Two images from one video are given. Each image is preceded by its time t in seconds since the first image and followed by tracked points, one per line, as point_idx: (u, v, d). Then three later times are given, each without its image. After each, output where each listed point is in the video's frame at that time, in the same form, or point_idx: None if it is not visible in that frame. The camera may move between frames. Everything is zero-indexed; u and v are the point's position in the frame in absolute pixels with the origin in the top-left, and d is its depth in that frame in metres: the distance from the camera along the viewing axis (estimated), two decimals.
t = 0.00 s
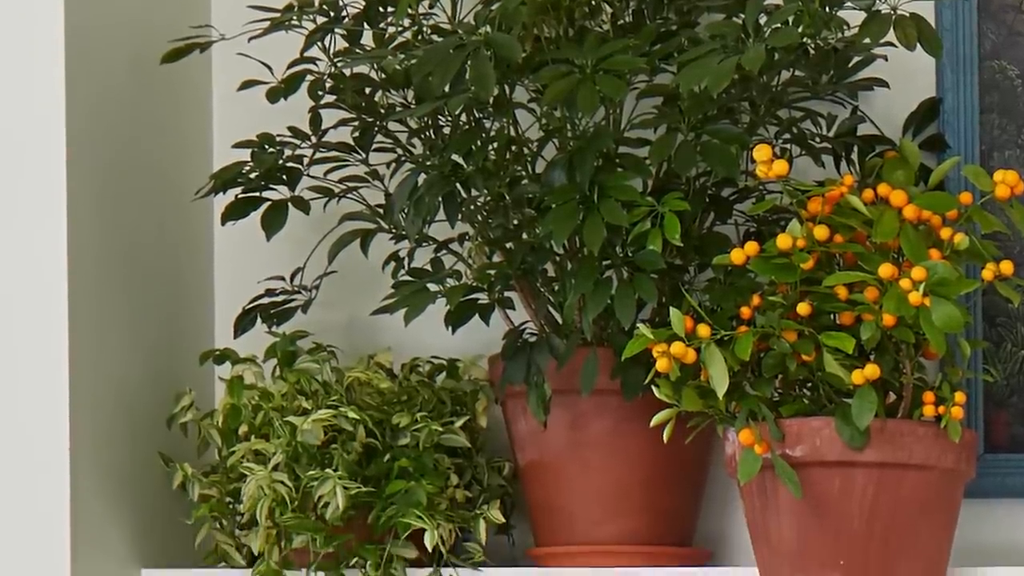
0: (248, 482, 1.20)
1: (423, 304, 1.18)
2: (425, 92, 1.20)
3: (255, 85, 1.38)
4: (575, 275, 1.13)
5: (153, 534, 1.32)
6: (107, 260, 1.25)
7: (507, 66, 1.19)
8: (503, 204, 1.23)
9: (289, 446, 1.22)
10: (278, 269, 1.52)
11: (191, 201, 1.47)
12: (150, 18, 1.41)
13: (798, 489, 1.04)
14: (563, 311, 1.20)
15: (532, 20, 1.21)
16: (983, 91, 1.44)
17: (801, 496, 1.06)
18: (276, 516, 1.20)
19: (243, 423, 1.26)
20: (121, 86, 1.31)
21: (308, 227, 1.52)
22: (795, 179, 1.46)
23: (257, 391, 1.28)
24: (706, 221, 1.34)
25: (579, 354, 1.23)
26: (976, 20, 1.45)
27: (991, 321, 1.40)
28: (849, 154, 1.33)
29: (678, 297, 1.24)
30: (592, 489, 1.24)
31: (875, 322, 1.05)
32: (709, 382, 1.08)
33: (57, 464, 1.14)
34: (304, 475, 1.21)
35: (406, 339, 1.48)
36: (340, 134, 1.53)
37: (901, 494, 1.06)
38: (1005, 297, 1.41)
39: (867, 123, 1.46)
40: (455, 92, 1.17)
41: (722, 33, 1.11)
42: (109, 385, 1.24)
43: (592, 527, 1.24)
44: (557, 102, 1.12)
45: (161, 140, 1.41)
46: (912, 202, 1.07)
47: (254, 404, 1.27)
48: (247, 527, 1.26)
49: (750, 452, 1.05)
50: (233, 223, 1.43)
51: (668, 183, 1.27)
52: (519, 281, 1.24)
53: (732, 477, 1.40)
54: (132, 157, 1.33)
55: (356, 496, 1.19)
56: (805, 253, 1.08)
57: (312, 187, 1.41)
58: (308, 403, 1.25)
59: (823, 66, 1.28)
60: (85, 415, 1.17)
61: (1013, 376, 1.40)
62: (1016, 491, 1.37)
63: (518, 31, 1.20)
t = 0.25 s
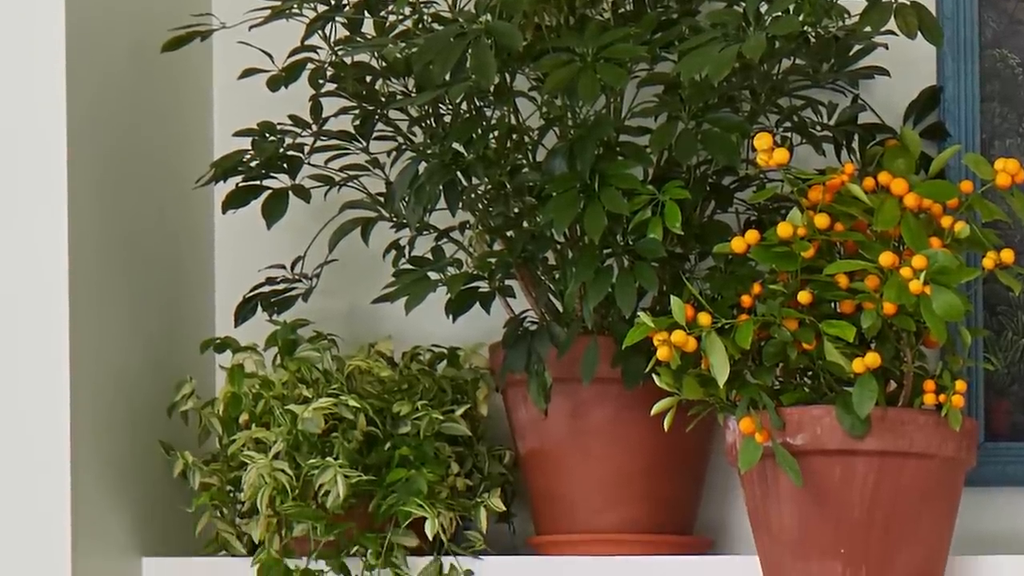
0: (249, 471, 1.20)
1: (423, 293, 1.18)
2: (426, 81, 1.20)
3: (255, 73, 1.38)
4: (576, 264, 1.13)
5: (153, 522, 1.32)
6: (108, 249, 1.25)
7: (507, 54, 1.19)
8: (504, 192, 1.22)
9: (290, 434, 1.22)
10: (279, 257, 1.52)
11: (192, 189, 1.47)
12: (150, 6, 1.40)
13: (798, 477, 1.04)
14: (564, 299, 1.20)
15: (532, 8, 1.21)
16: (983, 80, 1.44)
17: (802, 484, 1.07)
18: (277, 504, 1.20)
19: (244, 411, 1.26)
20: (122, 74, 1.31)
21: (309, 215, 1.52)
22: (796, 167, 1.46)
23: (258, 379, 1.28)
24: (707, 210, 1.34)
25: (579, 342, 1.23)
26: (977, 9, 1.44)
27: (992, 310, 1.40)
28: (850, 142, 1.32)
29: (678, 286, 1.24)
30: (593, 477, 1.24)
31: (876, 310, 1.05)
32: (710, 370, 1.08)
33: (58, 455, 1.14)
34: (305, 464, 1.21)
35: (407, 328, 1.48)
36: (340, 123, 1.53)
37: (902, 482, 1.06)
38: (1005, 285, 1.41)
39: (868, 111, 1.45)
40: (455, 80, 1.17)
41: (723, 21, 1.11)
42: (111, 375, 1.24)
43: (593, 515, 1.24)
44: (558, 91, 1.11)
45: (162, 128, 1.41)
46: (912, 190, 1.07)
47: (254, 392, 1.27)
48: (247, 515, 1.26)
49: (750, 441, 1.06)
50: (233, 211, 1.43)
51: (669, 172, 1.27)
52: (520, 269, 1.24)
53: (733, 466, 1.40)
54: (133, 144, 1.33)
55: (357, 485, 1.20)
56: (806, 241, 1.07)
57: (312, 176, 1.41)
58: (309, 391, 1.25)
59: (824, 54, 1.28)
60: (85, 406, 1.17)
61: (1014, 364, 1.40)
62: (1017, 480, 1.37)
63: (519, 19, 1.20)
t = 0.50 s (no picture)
0: (249, 459, 1.20)
1: (424, 282, 1.18)
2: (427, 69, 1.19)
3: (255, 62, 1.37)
4: (576, 252, 1.13)
5: (154, 510, 1.33)
6: (108, 237, 1.25)
7: (507, 42, 1.18)
8: (505, 180, 1.22)
9: (290, 423, 1.22)
10: (280, 245, 1.52)
11: (192, 177, 1.47)
12: None
13: (797, 464, 1.04)
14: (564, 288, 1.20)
15: None
16: (984, 68, 1.44)
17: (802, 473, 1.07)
18: (278, 492, 1.20)
19: (245, 399, 1.26)
20: (122, 62, 1.31)
21: (310, 203, 1.52)
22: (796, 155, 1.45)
23: (258, 367, 1.28)
24: (707, 198, 1.34)
25: (580, 330, 1.23)
26: None
27: (992, 298, 1.40)
28: (851, 131, 1.32)
29: (679, 274, 1.23)
30: (593, 465, 1.24)
31: (877, 298, 1.04)
32: (711, 358, 1.08)
33: (59, 443, 1.14)
34: (306, 452, 1.21)
35: (408, 316, 1.48)
36: (341, 111, 1.53)
37: (902, 470, 1.06)
38: (1006, 273, 1.41)
39: (869, 100, 1.45)
40: (456, 68, 1.17)
41: (724, 9, 1.11)
42: (112, 364, 1.24)
43: (593, 503, 1.24)
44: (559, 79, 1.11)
45: (163, 116, 1.41)
46: (913, 178, 1.07)
47: (255, 380, 1.27)
48: (247, 503, 1.26)
49: (750, 429, 1.06)
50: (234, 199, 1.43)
51: (670, 160, 1.26)
52: (521, 257, 1.24)
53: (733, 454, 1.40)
54: (133, 130, 1.33)
55: (357, 473, 1.20)
56: (807, 230, 1.07)
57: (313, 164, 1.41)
58: (309, 379, 1.25)
59: (825, 43, 1.27)
60: (86, 395, 1.17)
61: (1015, 352, 1.40)
62: (1017, 468, 1.37)
63: (520, 7, 1.20)
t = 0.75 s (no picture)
0: (250, 447, 1.20)
1: (424, 269, 1.18)
2: (428, 56, 1.19)
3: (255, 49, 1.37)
4: (577, 239, 1.13)
5: (155, 498, 1.33)
6: (109, 224, 1.25)
7: (508, 30, 1.18)
8: (506, 167, 1.22)
9: (291, 410, 1.22)
10: (281, 233, 1.52)
11: (193, 164, 1.47)
12: None
13: (798, 452, 1.05)
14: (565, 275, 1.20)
15: None
16: (985, 55, 1.43)
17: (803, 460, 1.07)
18: (278, 480, 1.20)
19: (245, 387, 1.26)
20: (123, 49, 1.30)
21: (311, 191, 1.52)
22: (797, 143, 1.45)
23: (259, 355, 1.28)
24: (708, 186, 1.33)
25: (580, 318, 1.23)
26: None
27: (993, 286, 1.40)
28: (851, 118, 1.32)
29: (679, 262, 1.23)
30: (594, 453, 1.24)
31: (877, 286, 1.04)
32: (711, 346, 1.08)
33: (60, 431, 1.14)
34: (307, 439, 1.21)
35: (408, 303, 1.48)
36: (341, 98, 1.53)
37: (903, 458, 1.06)
38: (1007, 261, 1.41)
39: (870, 87, 1.45)
40: (456, 56, 1.16)
41: None
42: (113, 352, 1.24)
43: (594, 490, 1.25)
44: (560, 67, 1.11)
45: (164, 104, 1.41)
46: (914, 166, 1.06)
47: (256, 367, 1.27)
48: (248, 491, 1.27)
49: (751, 417, 1.06)
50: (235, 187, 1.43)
51: (670, 147, 1.26)
52: (522, 244, 1.24)
53: (734, 443, 1.40)
54: (135, 119, 1.33)
55: (358, 460, 1.20)
56: (807, 217, 1.07)
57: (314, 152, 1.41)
58: (310, 366, 1.25)
59: (825, 31, 1.27)
60: (87, 384, 1.17)
61: (1016, 340, 1.40)
62: (1018, 456, 1.37)
63: None
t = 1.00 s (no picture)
0: (251, 434, 1.20)
1: (425, 257, 1.18)
2: (429, 44, 1.19)
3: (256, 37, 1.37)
4: (578, 227, 1.13)
5: (156, 485, 1.33)
6: (110, 211, 1.25)
7: (508, 17, 1.18)
8: (507, 155, 1.21)
9: (292, 398, 1.22)
10: (281, 220, 1.51)
11: (194, 152, 1.47)
12: None
13: (799, 439, 1.05)
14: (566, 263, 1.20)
15: None
16: (986, 43, 1.43)
17: (804, 447, 1.07)
18: (279, 467, 1.20)
19: (246, 374, 1.26)
20: (124, 37, 1.30)
21: (311, 178, 1.52)
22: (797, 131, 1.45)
23: (260, 343, 1.28)
24: (708, 173, 1.33)
25: (580, 306, 1.23)
26: None
27: (994, 274, 1.40)
28: (852, 106, 1.32)
29: (680, 249, 1.23)
30: (595, 441, 1.24)
31: (878, 274, 1.04)
32: (712, 334, 1.08)
33: (61, 418, 1.14)
34: (308, 427, 1.21)
35: (409, 291, 1.48)
36: (342, 86, 1.53)
37: (903, 446, 1.06)
38: (1008, 249, 1.40)
39: (871, 75, 1.44)
40: (457, 43, 1.16)
41: None
42: (115, 339, 1.24)
43: (595, 478, 1.25)
44: (561, 54, 1.11)
45: (165, 91, 1.40)
46: (915, 154, 1.06)
47: (257, 355, 1.27)
48: (249, 479, 1.27)
49: (752, 404, 1.06)
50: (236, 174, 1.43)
51: (671, 134, 1.26)
52: (523, 231, 1.24)
53: (735, 431, 1.40)
54: (136, 106, 1.33)
55: (359, 447, 1.20)
56: (808, 205, 1.07)
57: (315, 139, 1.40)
58: (311, 354, 1.25)
59: (825, 20, 1.27)
60: (88, 371, 1.18)
61: (1017, 328, 1.39)
62: (1019, 444, 1.37)
63: None
